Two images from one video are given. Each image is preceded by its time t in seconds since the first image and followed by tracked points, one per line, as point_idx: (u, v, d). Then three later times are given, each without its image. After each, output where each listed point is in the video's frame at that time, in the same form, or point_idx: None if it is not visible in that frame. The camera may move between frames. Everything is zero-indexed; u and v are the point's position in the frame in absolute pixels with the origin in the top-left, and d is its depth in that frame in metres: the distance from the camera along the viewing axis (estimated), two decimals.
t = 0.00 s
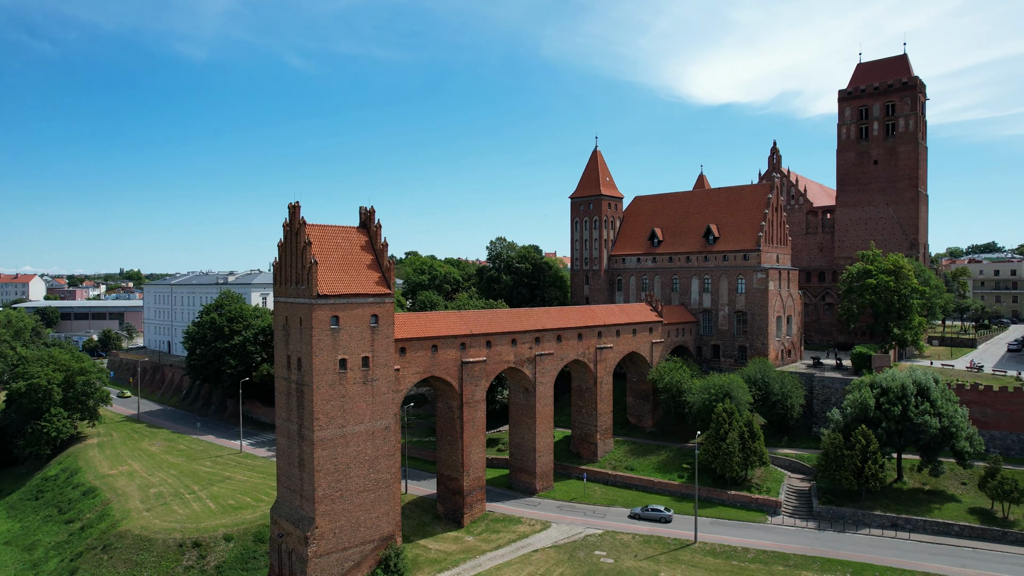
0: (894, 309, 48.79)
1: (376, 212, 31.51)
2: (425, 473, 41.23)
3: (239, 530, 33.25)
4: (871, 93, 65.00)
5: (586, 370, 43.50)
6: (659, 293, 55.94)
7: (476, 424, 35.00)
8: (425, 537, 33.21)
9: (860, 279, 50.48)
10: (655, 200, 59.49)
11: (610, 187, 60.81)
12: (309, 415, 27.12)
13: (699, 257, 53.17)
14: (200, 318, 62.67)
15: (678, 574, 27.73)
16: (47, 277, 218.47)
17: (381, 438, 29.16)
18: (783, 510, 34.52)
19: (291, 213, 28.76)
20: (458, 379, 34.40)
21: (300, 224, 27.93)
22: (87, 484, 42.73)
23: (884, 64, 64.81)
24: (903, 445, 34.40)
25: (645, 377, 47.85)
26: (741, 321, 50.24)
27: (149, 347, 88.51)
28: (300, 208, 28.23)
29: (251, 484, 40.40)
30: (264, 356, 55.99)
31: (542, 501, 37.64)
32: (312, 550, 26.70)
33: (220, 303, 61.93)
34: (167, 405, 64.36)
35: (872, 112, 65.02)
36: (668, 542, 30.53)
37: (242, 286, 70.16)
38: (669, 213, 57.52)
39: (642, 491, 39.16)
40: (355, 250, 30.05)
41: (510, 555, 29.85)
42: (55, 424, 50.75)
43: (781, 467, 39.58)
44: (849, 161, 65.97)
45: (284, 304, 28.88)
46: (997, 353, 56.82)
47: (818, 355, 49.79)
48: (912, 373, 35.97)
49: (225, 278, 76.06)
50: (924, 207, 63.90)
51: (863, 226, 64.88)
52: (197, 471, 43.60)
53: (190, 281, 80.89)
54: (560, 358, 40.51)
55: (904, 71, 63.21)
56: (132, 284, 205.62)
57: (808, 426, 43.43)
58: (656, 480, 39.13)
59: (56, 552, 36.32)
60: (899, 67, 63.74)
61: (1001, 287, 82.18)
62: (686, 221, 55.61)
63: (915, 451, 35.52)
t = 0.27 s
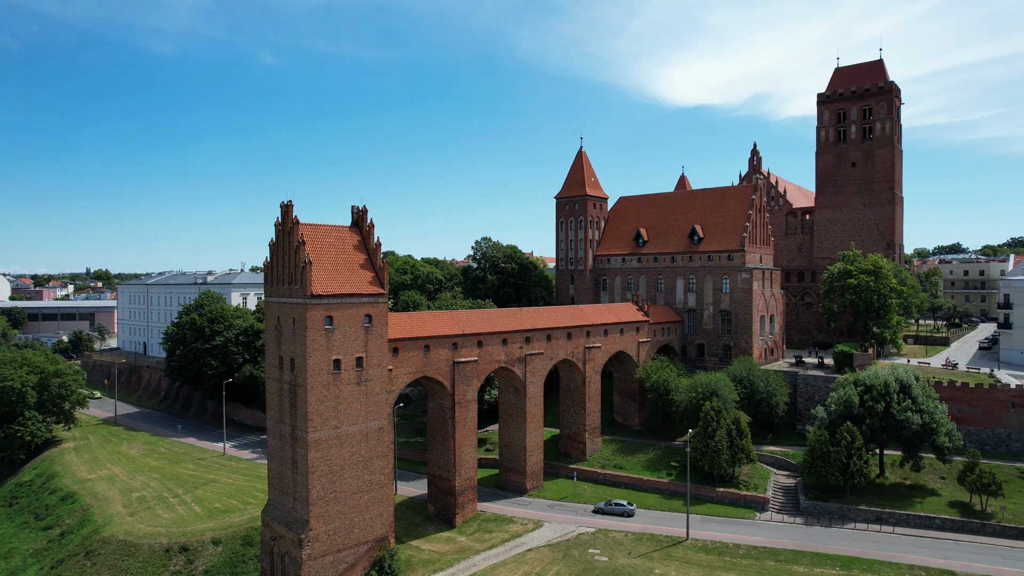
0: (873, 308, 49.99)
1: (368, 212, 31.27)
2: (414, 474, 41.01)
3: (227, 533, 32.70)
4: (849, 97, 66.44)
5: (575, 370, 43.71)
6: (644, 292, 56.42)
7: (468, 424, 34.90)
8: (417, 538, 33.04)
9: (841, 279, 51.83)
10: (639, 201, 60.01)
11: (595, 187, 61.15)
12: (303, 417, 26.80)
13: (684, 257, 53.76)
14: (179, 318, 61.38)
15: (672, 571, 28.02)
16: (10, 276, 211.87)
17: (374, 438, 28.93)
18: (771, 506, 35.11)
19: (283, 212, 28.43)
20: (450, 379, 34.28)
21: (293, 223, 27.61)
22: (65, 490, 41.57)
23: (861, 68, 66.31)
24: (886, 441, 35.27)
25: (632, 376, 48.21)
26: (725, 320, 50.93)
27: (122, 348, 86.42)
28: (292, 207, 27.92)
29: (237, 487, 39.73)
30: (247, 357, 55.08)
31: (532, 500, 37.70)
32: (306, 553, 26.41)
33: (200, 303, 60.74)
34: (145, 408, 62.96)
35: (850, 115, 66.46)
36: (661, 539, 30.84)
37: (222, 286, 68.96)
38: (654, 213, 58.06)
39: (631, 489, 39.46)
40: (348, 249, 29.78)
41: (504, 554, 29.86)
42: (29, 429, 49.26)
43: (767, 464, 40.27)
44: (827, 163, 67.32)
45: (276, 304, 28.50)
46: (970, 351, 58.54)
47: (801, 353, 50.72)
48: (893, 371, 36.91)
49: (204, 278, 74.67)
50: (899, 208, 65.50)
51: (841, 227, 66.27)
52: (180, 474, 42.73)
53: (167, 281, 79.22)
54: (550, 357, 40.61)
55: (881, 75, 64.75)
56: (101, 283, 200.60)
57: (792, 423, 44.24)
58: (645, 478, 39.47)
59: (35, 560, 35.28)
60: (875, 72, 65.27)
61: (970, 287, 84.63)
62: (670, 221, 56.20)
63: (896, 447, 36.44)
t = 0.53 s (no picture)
0: (853, 308, 51.18)
1: (360, 211, 31.04)
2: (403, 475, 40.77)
3: (215, 537, 32.17)
4: (828, 100, 67.82)
5: (563, 369, 43.85)
6: (630, 292, 56.83)
7: (460, 424, 34.81)
8: (409, 539, 32.88)
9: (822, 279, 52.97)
10: (624, 202, 60.46)
11: (580, 187, 61.39)
12: (296, 418, 26.49)
13: (669, 257, 54.29)
14: (158, 319, 60.07)
15: (666, 568, 28.33)
16: None
17: (368, 439, 28.73)
18: (759, 503, 35.68)
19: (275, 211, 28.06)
20: (442, 379, 34.16)
21: (286, 222, 27.28)
22: (42, 495, 40.41)
23: (839, 73, 67.75)
24: (869, 437, 36.14)
25: (618, 375, 48.50)
26: (710, 320, 51.56)
27: (95, 349, 84.31)
28: (285, 206, 27.62)
29: (222, 490, 39.05)
30: (228, 358, 54.12)
31: (523, 500, 37.74)
32: (300, 556, 26.12)
33: (179, 303, 59.52)
34: (122, 411, 61.54)
35: (828, 119, 67.84)
36: (653, 537, 31.15)
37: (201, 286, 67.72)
38: (639, 213, 58.55)
39: (620, 488, 39.69)
40: (340, 249, 29.53)
41: (498, 554, 29.88)
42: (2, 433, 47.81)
43: (754, 462, 40.92)
44: (806, 165, 68.61)
45: (267, 304, 28.12)
46: (944, 350, 60.19)
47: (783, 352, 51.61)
48: (876, 368, 37.83)
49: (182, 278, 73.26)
50: (876, 210, 67.01)
51: (820, 228, 67.61)
52: (162, 478, 41.84)
53: (143, 281, 77.50)
54: (540, 357, 40.70)
55: (858, 80, 66.24)
56: (69, 283, 195.38)
57: (776, 421, 45.01)
58: (634, 476, 39.78)
59: (12, 568, 34.25)
60: (853, 76, 66.75)
61: (940, 287, 86.96)
62: (655, 222, 56.71)
63: (879, 443, 37.33)
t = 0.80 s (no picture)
0: (834, 307, 52.35)
1: (352, 210, 30.78)
2: (391, 476, 40.47)
3: (203, 542, 31.61)
4: (807, 103, 69.17)
5: (552, 369, 43.94)
6: (615, 292, 57.23)
7: (451, 425, 34.69)
8: (401, 540, 32.68)
9: (804, 278, 54.07)
10: (609, 202, 60.87)
11: (565, 188, 61.50)
12: (290, 420, 26.17)
13: (654, 257, 54.79)
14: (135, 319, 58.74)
15: (659, 565, 28.62)
16: None
17: (361, 441, 28.50)
18: (746, 499, 36.26)
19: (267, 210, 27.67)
20: (434, 379, 34.00)
21: (279, 221, 26.90)
22: (17, 501, 39.20)
23: (817, 76, 69.17)
24: (853, 434, 37.01)
25: (605, 374, 48.66)
26: (694, 319, 52.19)
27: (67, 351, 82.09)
28: (278, 205, 27.29)
29: (207, 493, 38.34)
30: (210, 359, 53.18)
31: (514, 499, 37.75)
32: (294, 558, 25.82)
33: (158, 303, 58.26)
34: (97, 414, 60.06)
35: (807, 121, 69.19)
36: (645, 534, 31.45)
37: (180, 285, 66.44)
38: (624, 214, 58.98)
39: (610, 486, 39.83)
40: (333, 248, 29.24)
41: (492, 554, 29.87)
42: None
43: (740, 459, 41.52)
44: (786, 167, 69.87)
45: (259, 304, 27.73)
46: (918, 348, 61.80)
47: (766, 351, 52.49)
48: (859, 367, 38.76)
49: (159, 277, 71.80)
50: (853, 212, 68.53)
51: (799, 229, 68.93)
52: (144, 482, 40.89)
53: (117, 280, 75.73)
54: (529, 357, 40.75)
55: (836, 84, 67.71)
56: (33, 283, 189.56)
57: (760, 419, 45.76)
58: (623, 475, 40.01)
59: None
60: (831, 80, 68.21)
61: (913, 287, 89.23)
62: (640, 222, 57.20)
63: (861, 440, 38.24)
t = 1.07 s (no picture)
0: (815, 307, 53.54)
1: (344, 209, 30.51)
2: (380, 477, 40.16)
3: (190, 546, 31.04)
4: (786, 106, 70.47)
5: (540, 368, 43.92)
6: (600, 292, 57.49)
7: (443, 425, 34.55)
8: (393, 541, 32.47)
9: (785, 278, 55.09)
10: (593, 202, 61.14)
11: (550, 188, 61.25)
12: (283, 421, 25.85)
13: (639, 257, 55.16)
14: (111, 320, 57.35)
15: (653, 562, 28.90)
16: None
17: (355, 442, 28.28)
18: (734, 496, 36.82)
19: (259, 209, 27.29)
20: (425, 380, 33.83)
21: (272, 220, 26.55)
22: None
23: (796, 80, 70.52)
24: (836, 431, 37.89)
25: (591, 373, 48.73)
26: (679, 319, 52.74)
27: (37, 353, 79.76)
28: (270, 204, 26.98)
29: (191, 497, 37.61)
30: (191, 360, 52.18)
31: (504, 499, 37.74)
32: (289, 561, 25.53)
33: (135, 303, 56.97)
34: (72, 417, 58.50)
35: (787, 124, 70.48)
36: (637, 532, 31.73)
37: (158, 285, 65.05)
38: (609, 214, 59.32)
39: (598, 485, 40.05)
40: (325, 248, 28.95)
41: (486, 554, 29.88)
42: None
43: (726, 457, 42.13)
44: (766, 169, 71.03)
45: (250, 304, 27.34)
46: (893, 346, 63.41)
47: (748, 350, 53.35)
48: (841, 365, 39.70)
49: (135, 277, 70.20)
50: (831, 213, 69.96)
51: (778, 230, 70.12)
52: (125, 486, 39.95)
53: (91, 280, 73.84)
54: (519, 357, 40.75)
55: (815, 87, 69.13)
56: None
57: (745, 417, 46.49)
58: (611, 473, 40.26)
59: None
60: (810, 83, 69.62)
61: (886, 287, 91.45)
62: (626, 223, 57.62)
63: (844, 436, 39.13)
